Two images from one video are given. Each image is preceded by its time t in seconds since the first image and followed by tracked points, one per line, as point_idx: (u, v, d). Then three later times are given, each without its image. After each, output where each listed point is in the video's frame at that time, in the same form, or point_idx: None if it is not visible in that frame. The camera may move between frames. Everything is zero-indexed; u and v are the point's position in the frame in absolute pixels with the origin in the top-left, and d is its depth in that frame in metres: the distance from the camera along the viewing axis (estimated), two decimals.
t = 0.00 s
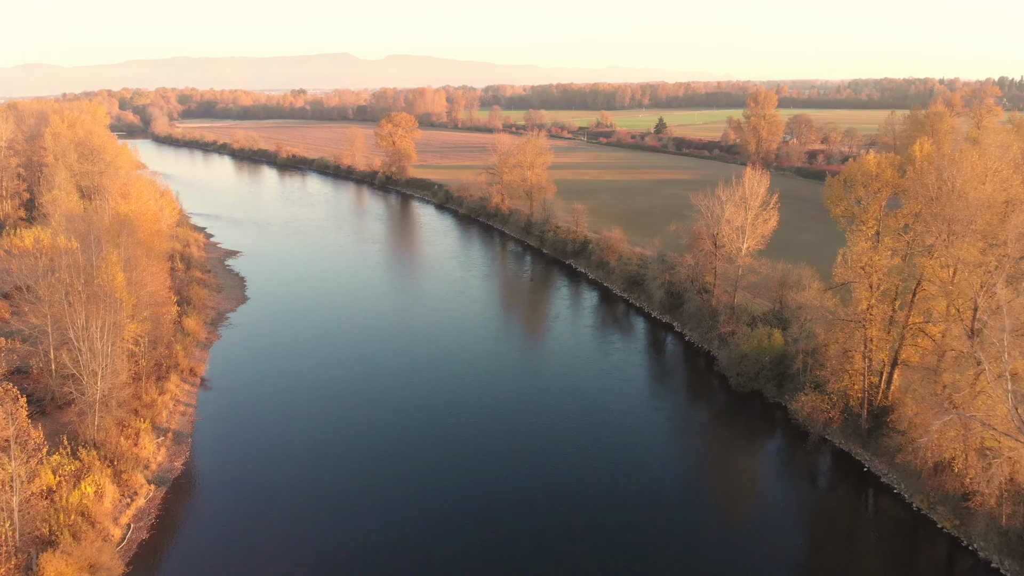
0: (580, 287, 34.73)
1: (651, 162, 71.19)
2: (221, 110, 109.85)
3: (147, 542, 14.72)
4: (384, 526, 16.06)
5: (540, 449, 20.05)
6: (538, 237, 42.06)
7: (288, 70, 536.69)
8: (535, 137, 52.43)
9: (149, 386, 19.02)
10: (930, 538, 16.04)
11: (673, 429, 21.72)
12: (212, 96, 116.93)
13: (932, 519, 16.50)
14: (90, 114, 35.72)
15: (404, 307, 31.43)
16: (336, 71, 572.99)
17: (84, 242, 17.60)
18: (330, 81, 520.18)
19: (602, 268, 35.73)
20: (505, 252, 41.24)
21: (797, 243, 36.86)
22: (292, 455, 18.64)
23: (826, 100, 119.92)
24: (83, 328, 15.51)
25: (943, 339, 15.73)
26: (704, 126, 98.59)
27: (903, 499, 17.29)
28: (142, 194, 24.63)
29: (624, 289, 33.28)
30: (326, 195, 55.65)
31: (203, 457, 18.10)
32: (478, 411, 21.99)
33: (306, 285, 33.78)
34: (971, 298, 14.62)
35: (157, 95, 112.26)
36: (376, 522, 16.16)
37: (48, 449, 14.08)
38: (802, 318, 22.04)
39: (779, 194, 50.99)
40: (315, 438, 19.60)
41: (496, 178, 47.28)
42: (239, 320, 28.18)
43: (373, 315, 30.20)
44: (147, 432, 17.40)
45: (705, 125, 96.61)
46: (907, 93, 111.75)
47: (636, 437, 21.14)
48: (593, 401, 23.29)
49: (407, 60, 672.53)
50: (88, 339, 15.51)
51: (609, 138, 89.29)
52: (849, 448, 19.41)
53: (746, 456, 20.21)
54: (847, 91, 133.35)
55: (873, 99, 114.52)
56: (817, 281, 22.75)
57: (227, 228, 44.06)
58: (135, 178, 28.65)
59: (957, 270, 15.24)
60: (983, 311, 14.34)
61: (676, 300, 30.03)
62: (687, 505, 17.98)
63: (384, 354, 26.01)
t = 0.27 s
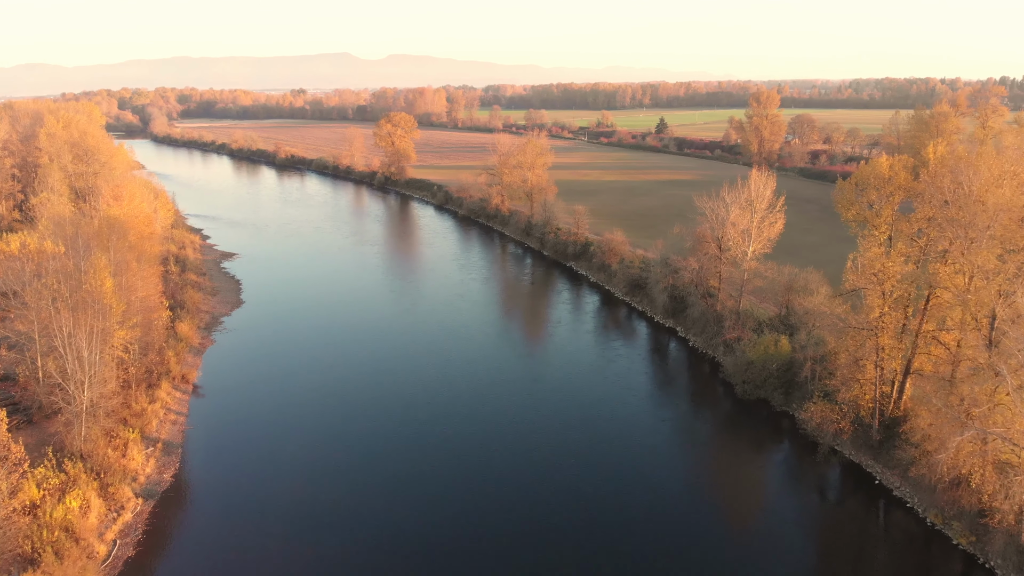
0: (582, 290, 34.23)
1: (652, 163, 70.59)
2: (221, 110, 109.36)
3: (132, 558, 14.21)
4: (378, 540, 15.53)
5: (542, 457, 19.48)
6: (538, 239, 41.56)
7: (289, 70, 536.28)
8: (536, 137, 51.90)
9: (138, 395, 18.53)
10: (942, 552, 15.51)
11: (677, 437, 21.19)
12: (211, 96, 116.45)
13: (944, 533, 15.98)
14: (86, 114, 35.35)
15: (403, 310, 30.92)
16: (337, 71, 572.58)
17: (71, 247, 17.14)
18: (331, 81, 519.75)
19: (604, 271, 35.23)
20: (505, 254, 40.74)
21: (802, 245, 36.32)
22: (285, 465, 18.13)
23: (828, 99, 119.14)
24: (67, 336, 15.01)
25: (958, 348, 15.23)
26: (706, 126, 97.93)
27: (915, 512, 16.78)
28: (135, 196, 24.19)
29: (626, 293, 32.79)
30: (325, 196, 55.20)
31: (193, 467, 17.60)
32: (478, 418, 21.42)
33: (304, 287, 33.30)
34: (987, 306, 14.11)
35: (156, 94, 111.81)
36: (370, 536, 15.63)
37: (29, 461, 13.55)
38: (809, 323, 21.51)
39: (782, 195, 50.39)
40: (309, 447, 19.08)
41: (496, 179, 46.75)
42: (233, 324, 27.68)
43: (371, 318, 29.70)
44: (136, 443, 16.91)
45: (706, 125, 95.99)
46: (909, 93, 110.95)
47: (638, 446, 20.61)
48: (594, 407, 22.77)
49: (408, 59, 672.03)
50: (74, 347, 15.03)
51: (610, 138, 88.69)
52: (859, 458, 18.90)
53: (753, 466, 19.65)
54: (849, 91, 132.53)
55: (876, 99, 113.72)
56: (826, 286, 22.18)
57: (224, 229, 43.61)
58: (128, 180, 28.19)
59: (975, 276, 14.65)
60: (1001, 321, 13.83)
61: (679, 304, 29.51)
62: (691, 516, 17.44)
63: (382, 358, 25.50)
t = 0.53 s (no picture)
0: (583, 293, 33.70)
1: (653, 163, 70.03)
2: (219, 110, 108.95)
3: None
4: (372, 555, 14.98)
5: (542, 468, 18.88)
6: (538, 241, 41.05)
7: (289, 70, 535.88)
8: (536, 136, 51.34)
9: (127, 404, 18.02)
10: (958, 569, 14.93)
11: (681, 446, 20.65)
12: (210, 95, 116.02)
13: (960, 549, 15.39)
14: (80, 114, 34.91)
15: (401, 314, 30.40)
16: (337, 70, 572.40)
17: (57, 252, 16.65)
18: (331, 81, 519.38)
19: (605, 274, 34.72)
20: (505, 256, 40.23)
21: (806, 247, 35.78)
22: (278, 477, 17.60)
23: (828, 99, 118.42)
24: (51, 343, 14.52)
25: (975, 358, 14.69)
26: (706, 126, 97.32)
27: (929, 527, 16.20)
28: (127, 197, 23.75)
29: (628, 296, 32.29)
30: (323, 197, 54.72)
31: (182, 480, 17.07)
32: (476, 427, 20.82)
33: (301, 291, 32.80)
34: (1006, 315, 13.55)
35: (154, 94, 111.42)
36: (364, 551, 15.07)
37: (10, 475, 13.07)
38: (817, 330, 20.96)
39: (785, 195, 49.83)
40: (303, 458, 18.54)
41: (495, 179, 46.18)
42: (227, 329, 27.14)
43: (369, 322, 29.19)
44: (124, 454, 16.40)
45: (707, 125, 95.39)
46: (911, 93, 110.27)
47: (641, 455, 20.05)
48: (596, 414, 22.23)
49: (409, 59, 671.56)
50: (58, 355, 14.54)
51: (610, 138, 88.15)
52: (870, 470, 18.34)
53: (759, 477, 19.07)
54: (850, 91, 131.83)
55: (877, 99, 113.03)
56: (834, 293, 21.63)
57: (220, 231, 43.10)
58: (121, 182, 27.75)
59: (992, 283, 14.09)
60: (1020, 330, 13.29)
61: (682, 308, 29.00)
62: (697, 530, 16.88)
63: (379, 363, 24.96)
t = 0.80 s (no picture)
0: (583, 296, 33.18)
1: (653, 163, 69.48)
2: (217, 109, 108.46)
3: None
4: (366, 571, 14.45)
5: (543, 478, 18.33)
6: (538, 243, 40.53)
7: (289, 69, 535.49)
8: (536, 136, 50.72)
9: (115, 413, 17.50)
10: None
11: (686, 455, 20.11)
12: (208, 95, 115.54)
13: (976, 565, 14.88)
14: (75, 114, 34.45)
15: (399, 317, 29.88)
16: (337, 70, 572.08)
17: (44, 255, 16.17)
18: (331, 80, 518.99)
19: (606, 276, 34.20)
20: (505, 258, 39.71)
21: (809, 249, 35.25)
22: (270, 488, 17.07)
23: (828, 99, 117.73)
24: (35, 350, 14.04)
25: (992, 369, 14.19)
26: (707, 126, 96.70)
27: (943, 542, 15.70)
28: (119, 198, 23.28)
29: (629, 300, 31.79)
30: (321, 197, 54.23)
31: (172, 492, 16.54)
32: (476, 435, 20.29)
33: (297, 293, 32.30)
34: None
35: (152, 94, 110.93)
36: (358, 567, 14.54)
37: None
38: (825, 337, 20.44)
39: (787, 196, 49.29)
40: (297, 468, 18.02)
41: (493, 180, 45.53)
42: (220, 334, 26.59)
43: (367, 325, 28.66)
44: (111, 466, 15.89)
45: (707, 125, 94.81)
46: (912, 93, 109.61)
47: (645, 465, 19.50)
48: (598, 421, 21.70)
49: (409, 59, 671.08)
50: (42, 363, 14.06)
51: (610, 138, 87.63)
52: (881, 482, 17.84)
53: (767, 488, 18.54)
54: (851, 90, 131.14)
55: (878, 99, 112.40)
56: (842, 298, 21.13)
57: (216, 232, 42.57)
58: (114, 183, 27.29)
59: (1010, 291, 13.57)
60: None
61: (685, 312, 28.46)
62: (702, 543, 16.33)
63: (377, 368, 24.45)
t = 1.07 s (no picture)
0: (584, 299, 32.66)
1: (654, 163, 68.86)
2: (216, 110, 108.05)
3: None
4: None
5: (545, 489, 17.82)
6: (538, 244, 40.01)
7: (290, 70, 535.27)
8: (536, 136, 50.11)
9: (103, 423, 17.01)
10: None
11: (691, 465, 19.59)
12: (207, 95, 115.14)
13: None
14: (69, 114, 33.98)
15: (398, 320, 29.38)
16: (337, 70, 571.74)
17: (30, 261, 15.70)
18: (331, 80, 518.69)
19: (607, 279, 33.69)
20: (505, 260, 39.22)
21: (814, 251, 34.66)
22: (264, 499, 16.55)
23: (829, 99, 116.97)
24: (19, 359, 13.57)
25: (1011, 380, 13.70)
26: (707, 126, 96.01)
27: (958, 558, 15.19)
28: (111, 199, 22.87)
29: (631, 303, 31.27)
30: (319, 198, 53.75)
31: (163, 505, 16.02)
32: (476, 443, 19.80)
33: (294, 296, 31.80)
34: None
35: (150, 94, 110.54)
36: None
37: None
38: (834, 344, 19.93)
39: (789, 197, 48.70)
40: (292, 478, 17.52)
41: (492, 180, 44.61)
42: (214, 339, 26.08)
43: (365, 329, 28.18)
44: (98, 479, 15.40)
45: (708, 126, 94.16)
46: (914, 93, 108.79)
47: (649, 474, 18.97)
48: (601, 429, 21.19)
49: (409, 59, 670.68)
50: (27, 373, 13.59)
51: (610, 139, 87.04)
52: (893, 494, 17.34)
53: (774, 500, 18.01)
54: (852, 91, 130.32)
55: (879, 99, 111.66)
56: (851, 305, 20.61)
57: (213, 234, 42.08)
58: (108, 185, 26.84)
59: None
60: None
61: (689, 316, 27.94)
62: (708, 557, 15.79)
63: (375, 373, 23.96)
